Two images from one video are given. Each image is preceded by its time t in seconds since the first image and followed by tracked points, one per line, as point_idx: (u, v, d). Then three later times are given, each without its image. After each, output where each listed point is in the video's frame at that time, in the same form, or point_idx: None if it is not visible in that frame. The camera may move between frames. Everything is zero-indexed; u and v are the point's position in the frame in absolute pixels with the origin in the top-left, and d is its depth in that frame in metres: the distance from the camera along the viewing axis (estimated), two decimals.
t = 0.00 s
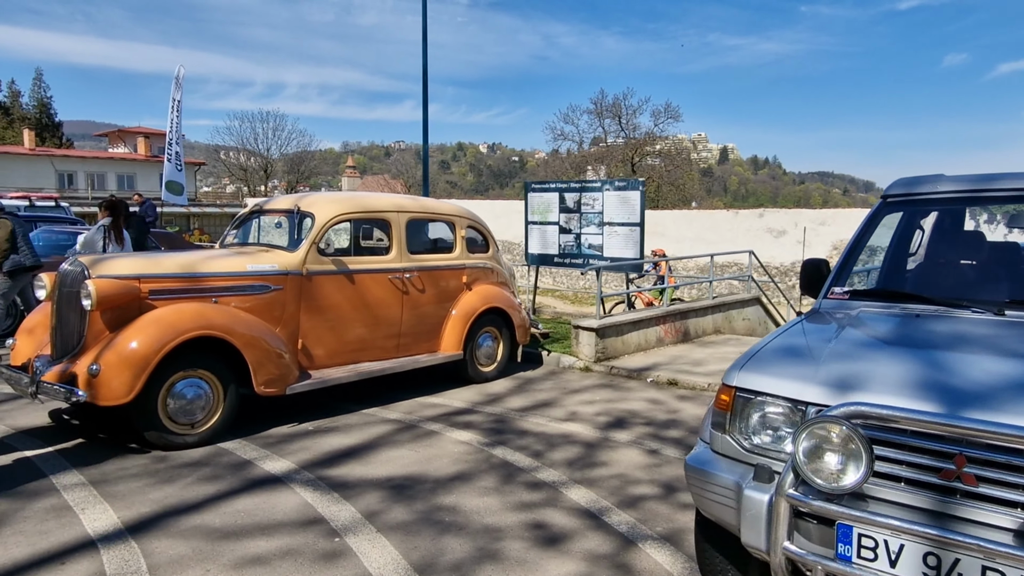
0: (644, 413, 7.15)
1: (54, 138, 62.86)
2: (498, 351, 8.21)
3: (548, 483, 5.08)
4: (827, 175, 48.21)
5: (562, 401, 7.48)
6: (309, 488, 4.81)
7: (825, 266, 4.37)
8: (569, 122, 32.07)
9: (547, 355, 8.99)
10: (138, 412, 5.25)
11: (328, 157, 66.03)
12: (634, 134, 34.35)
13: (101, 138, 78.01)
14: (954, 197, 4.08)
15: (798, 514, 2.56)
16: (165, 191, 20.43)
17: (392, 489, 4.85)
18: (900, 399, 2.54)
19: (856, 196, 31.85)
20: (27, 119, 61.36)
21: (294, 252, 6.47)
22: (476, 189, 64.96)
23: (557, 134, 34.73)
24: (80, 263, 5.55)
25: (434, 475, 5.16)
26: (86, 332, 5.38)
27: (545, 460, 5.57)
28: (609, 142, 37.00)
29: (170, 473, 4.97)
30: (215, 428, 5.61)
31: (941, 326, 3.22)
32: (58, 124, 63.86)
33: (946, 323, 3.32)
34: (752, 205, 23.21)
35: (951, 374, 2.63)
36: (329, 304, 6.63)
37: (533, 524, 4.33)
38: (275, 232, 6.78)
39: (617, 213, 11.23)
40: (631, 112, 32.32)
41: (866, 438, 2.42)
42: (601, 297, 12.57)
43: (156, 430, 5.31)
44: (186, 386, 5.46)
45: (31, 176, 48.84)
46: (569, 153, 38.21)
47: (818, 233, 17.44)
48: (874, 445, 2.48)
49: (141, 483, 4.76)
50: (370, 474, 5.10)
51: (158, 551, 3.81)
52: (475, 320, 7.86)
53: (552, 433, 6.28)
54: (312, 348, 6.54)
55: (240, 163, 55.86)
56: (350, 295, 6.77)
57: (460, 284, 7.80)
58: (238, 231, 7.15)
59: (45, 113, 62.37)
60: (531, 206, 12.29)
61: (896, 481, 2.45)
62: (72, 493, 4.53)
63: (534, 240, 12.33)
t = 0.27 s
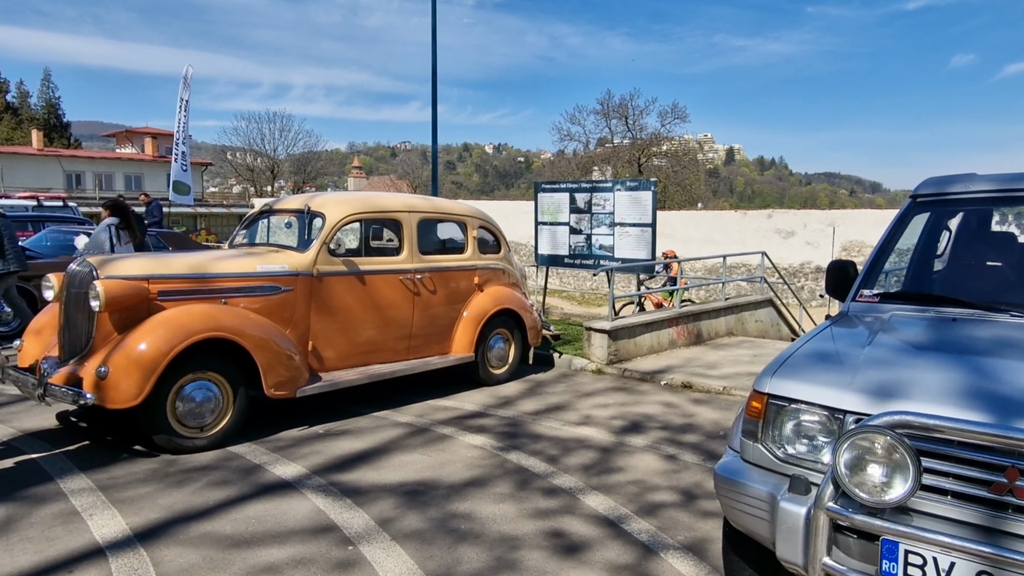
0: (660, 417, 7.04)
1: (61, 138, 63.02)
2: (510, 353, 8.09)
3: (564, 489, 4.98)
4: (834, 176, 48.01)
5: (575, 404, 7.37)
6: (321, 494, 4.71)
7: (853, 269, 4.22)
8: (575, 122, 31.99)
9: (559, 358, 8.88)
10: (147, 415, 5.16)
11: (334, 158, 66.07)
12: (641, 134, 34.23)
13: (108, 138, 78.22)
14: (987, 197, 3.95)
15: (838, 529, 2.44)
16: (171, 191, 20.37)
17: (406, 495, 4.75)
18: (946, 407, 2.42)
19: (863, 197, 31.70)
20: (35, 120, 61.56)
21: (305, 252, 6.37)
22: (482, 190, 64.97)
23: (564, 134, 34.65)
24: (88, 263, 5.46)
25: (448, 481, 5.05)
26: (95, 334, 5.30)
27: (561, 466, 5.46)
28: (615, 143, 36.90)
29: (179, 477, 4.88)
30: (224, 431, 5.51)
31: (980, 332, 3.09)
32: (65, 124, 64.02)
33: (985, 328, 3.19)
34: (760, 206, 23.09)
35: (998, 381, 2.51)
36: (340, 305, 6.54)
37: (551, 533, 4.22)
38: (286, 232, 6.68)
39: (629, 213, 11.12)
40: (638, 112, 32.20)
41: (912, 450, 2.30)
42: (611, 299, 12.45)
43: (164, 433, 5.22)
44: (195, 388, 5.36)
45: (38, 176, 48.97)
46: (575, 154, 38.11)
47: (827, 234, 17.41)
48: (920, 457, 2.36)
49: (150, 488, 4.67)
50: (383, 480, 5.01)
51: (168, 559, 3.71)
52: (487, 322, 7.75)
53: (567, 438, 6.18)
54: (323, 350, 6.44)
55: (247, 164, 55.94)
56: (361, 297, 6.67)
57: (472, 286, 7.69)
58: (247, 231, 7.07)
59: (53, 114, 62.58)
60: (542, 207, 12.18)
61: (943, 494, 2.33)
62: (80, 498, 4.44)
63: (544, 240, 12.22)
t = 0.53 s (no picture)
0: (680, 420, 6.93)
1: (71, 138, 63.31)
2: (526, 355, 7.98)
3: (586, 494, 4.87)
4: (842, 177, 47.77)
5: (593, 406, 7.27)
6: (339, 497, 4.61)
7: (888, 270, 4.08)
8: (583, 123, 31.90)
9: (575, 359, 8.77)
10: (162, 416, 5.07)
11: (342, 158, 66.15)
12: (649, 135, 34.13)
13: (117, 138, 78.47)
14: None
15: (892, 541, 2.32)
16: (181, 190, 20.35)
17: (426, 499, 4.66)
18: (1007, 414, 2.30)
19: (873, 198, 31.53)
20: (45, 119, 61.83)
21: (320, 251, 6.28)
22: (489, 190, 64.97)
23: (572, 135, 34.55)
24: (103, 262, 5.39)
25: (468, 484, 4.96)
26: (109, 333, 5.23)
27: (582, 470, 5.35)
28: (624, 143, 36.78)
29: (195, 479, 4.80)
30: (239, 432, 5.42)
31: None
32: (75, 124, 64.30)
33: None
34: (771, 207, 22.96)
35: None
36: (356, 305, 6.44)
37: (576, 539, 4.12)
38: (301, 230, 6.60)
39: (644, 213, 11.00)
40: (647, 113, 32.11)
41: (975, 459, 2.18)
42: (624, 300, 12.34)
43: (179, 434, 5.13)
44: (210, 389, 5.27)
45: (49, 175, 49.14)
46: (583, 154, 38.00)
47: (838, 235, 17.31)
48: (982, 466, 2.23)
49: (166, 490, 4.59)
50: (402, 483, 4.92)
51: (186, 564, 3.62)
52: (503, 322, 7.64)
53: (586, 441, 6.07)
54: (338, 350, 6.35)
55: (255, 164, 56.10)
56: (376, 296, 6.58)
57: (488, 286, 7.59)
58: (262, 230, 6.99)
59: (63, 114, 62.87)
60: (555, 206, 12.07)
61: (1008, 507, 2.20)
62: (94, 500, 4.36)
63: (557, 241, 12.12)
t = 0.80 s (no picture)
0: (702, 425, 6.82)
1: (82, 138, 63.63)
2: (544, 357, 7.89)
3: (613, 502, 4.77)
4: (852, 177, 47.54)
5: (613, 410, 7.17)
6: (362, 504, 4.52)
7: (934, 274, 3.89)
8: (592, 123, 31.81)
9: (593, 362, 8.67)
10: (181, 420, 5.00)
11: (351, 158, 66.27)
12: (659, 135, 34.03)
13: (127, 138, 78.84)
14: None
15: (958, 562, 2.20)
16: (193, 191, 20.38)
17: (450, 507, 4.56)
18: None
19: (884, 198, 31.28)
20: (57, 119, 62.17)
21: (340, 253, 6.20)
22: (497, 191, 64.95)
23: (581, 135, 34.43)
24: (121, 263, 5.32)
25: (492, 491, 4.86)
26: (127, 334, 5.16)
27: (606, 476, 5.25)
28: (633, 143, 36.67)
29: (215, 484, 4.72)
30: (258, 436, 5.34)
31: None
32: (86, 124, 64.63)
33: None
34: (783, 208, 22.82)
35: None
36: (375, 307, 6.36)
37: (606, 550, 4.01)
38: (319, 231, 6.52)
39: (661, 214, 10.90)
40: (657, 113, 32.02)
41: None
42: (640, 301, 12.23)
43: (198, 438, 5.05)
44: (229, 392, 5.19)
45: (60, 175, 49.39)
46: (592, 155, 37.88)
47: (851, 236, 17.02)
48: None
49: (186, 496, 4.51)
50: (425, 489, 4.82)
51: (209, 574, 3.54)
52: (522, 325, 7.55)
53: (609, 447, 5.97)
54: (357, 353, 6.26)
55: (265, 164, 56.27)
56: (395, 298, 6.49)
57: (507, 287, 7.49)
58: (279, 231, 6.91)
59: (74, 114, 63.19)
60: (571, 207, 12.00)
61: None
62: (114, 506, 4.29)
63: (572, 241, 12.02)
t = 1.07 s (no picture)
0: (723, 430, 6.73)
1: (92, 139, 63.94)
2: (561, 361, 7.80)
3: (638, 511, 4.68)
4: (861, 177, 47.31)
5: (632, 415, 7.07)
6: (383, 513, 4.45)
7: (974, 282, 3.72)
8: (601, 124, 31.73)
9: (609, 365, 8.58)
10: (199, 427, 4.94)
11: (358, 159, 66.38)
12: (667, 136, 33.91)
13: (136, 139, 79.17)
14: None
15: None
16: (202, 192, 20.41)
17: (472, 516, 4.48)
18: None
19: (894, 198, 31.04)
20: (67, 121, 62.51)
21: (357, 256, 6.13)
22: (504, 191, 64.92)
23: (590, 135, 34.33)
24: (139, 267, 5.27)
25: (514, 500, 4.78)
26: (145, 339, 5.11)
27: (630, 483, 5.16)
28: (641, 144, 36.56)
29: (233, 492, 4.65)
30: (277, 442, 5.28)
31: None
32: (96, 126, 64.95)
33: None
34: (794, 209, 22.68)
35: None
36: (392, 311, 6.29)
37: (634, 561, 3.92)
38: (336, 234, 6.46)
39: (676, 216, 10.81)
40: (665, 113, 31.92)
41: None
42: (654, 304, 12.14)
43: (216, 445, 4.99)
44: (247, 398, 5.13)
45: (72, 176, 49.65)
46: (600, 155, 37.77)
47: (863, 237, 16.80)
48: None
49: (205, 504, 4.45)
50: (446, 498, 4.75)
51: None
52: (539, 328, 7.46)
53: (630, 454, 5.88)
54: (374, 357, 6.19)
55: (274, 165, 56.43)
56: (413, 302, 6.42)
57: (524, 291, 7.41)
58: (296, 234, 6.86)
59: (85, 115, 63.52)
60: (585, 208, 11.92)
61: None
62: (133, 515, 4.23)
63: (586, 243, 11.94)
